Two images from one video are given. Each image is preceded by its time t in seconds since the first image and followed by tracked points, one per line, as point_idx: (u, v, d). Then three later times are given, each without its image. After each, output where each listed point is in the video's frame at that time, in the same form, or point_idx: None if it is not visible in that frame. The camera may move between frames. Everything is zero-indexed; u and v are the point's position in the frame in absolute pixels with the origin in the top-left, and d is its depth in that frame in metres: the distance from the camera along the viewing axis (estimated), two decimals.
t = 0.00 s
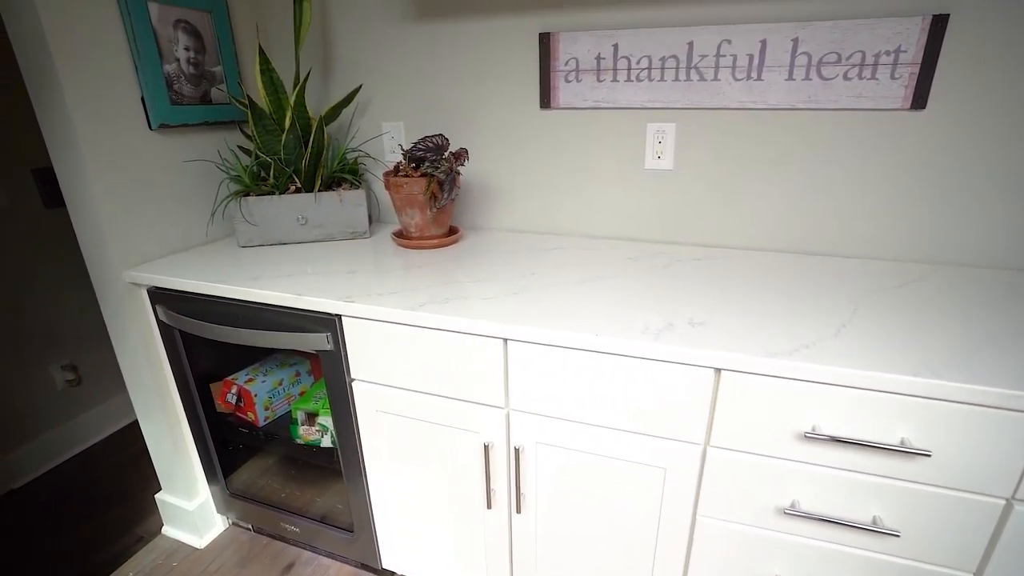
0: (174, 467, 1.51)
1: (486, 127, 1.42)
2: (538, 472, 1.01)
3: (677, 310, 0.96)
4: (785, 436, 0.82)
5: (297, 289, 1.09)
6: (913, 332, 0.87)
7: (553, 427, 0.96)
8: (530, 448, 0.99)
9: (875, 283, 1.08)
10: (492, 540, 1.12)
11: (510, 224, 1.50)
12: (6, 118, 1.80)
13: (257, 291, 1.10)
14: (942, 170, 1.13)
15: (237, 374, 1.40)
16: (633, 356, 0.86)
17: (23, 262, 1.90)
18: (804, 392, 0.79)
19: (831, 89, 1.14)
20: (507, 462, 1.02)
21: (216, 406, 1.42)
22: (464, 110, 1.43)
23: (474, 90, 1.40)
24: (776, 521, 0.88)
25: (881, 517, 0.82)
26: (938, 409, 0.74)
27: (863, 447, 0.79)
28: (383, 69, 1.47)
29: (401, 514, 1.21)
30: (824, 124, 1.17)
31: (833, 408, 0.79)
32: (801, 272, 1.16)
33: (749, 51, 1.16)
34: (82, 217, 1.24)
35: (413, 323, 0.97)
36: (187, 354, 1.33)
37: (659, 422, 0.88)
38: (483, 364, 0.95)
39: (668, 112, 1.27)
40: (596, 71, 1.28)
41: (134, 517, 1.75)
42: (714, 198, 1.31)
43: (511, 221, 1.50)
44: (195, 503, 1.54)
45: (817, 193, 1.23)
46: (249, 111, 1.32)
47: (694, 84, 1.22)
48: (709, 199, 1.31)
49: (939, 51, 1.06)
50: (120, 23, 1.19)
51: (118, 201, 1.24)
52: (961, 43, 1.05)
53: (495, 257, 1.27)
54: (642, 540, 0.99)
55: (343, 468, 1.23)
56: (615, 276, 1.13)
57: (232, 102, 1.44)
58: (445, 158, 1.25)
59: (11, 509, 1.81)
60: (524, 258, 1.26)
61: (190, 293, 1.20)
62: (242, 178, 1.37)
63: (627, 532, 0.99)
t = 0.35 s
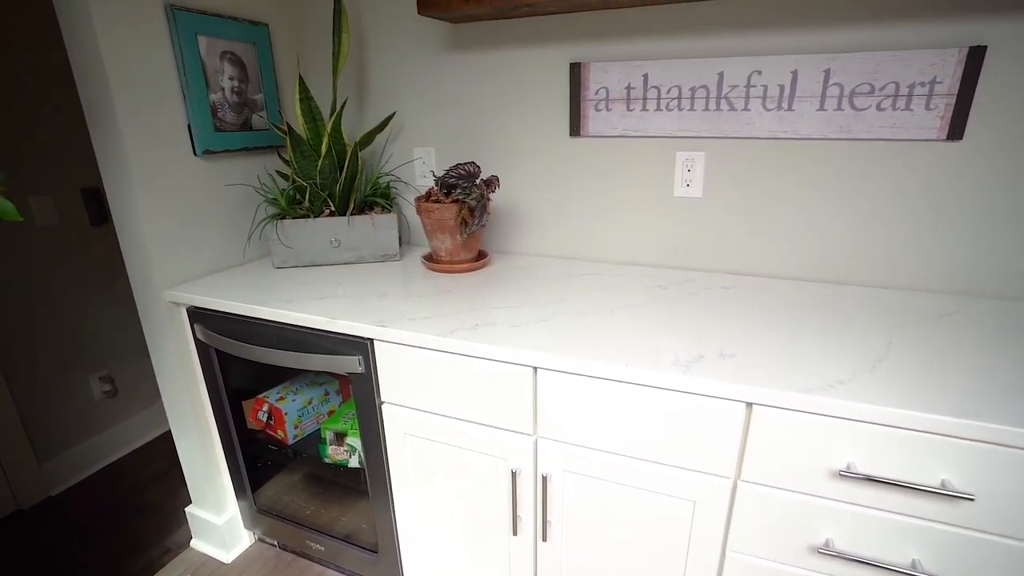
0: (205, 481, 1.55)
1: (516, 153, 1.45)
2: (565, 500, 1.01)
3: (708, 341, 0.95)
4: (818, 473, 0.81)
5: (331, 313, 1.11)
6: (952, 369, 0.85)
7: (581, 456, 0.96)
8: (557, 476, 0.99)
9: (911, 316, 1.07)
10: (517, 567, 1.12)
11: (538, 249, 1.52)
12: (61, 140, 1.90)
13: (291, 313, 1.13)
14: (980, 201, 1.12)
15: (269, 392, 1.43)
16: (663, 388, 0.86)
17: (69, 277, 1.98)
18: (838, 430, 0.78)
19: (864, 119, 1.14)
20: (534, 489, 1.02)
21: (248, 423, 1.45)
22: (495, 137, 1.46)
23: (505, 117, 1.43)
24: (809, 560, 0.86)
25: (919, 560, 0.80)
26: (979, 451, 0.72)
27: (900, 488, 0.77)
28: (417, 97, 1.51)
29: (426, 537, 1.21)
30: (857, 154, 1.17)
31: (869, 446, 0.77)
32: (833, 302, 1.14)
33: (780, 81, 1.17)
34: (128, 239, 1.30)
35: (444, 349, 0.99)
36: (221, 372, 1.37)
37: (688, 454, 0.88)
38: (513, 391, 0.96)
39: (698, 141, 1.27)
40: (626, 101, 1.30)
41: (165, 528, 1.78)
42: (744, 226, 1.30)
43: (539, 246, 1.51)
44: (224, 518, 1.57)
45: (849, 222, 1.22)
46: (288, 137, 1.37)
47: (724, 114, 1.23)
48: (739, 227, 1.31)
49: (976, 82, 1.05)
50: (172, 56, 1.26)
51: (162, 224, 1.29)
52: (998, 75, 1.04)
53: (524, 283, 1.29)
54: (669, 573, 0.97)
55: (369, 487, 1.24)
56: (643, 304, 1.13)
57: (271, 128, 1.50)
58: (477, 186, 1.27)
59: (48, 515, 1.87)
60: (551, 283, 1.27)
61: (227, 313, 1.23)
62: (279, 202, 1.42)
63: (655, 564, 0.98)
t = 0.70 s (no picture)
0: (228, 500, 1.57)
1: (538, 180, 1.47)
2: (585, 530, 1.01)
3: (731, 373, 0.95)
4: (844, 512, 0.80)
5: (356, 338, 1.14)
6: (983, 407, 0.83)
7: (602, 486, 0.96)
8: (578, 506, 0.99)
9: (940, 349, 1.05)
10: None
11: (559, 274, 1.53)
12: (100, 164, 1.98)
13: (317, 337, 1.15)
14: (1009, 233, 1.10)
15: (292, 412, 1.45)
16: (685, 421, 0.85)
17: (103, 294, 2.05)
18: (866, 468, 0.77)
19: (889, 150, 1.13)
20: (555, 518, 1.02)
21: (270, 443, 1.47)
22: (518, 164, 1.48)
23: (528, 145, 1.45)
24: None
25: None
26: (1015, 494, 0.71)
27: (930, 530, 0.76)
28: (442, 124, 1.54)
29: (445, 563, 1.21)
30: (882, 185, 1.16)
31: (897, 485, 0.76)
32: (858, 334, 1.13)
33: (802, 113, 1.17)
34: (163, 262, 1.34)
35: (467, 376, 1.00)
36: (246, 392, 1.39)
37: (711, 488, 0.87)
38: (535, 420, 0.97)
39: (719, 170, 1.28)
40: (648, 130, 1.31)
41: (186, 545, 1.81)
42: (766, 255, 1.30)
43: (561, 271, 1.52)
44: (244, 537, 1.59)
45: (874, 253, 1.21)
46: (317, 164, 1.41)
47: (746, 144, 1.24)
48: (761, 256, 1.30)
49: (1004, 114, 1.04)
50: (210, 87, 1.31)
51: (194, 247, 1.33)
52: None
53: (545, 309, 1.30)
54: None
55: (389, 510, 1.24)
56: (665, 334, 1.14)
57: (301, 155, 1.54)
58: (501, 214, 1.29)
59: (74, 528, 1.91)
60: (573, 310, 1.28)
61: (255, 336, 1.26)
62: (306, 226, 1.45)
63: None
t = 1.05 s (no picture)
0: (241, 522, 1.57)
1: (553, 206, 1.49)
2: (600, 561, 1.00)
3: (747, 404, 0.95)
4: (866, 549, 0.79)
5: (373, 363, 1.15)
6: (1007, 442, 0.82)
7: (617, 516, 0.95)
8: (593, 536, 0.99)
9: (961, 381, 1.04)
10: None
11: (573, 299, 1.54)
12: (125, 186, 2.03)
13: (335, 362, 1.17)
14: None
15: (307, 434, 1.46)
16: (703, 453, 0.85)
17: (124, 314, 2.09)
18: (888, 505, 0.76)
19: (905, 180, 1.14)
20: (570, 548, 1.02)
21: (285, 464, 1.47)
22: (534, 190, 1.50)
23: (543, 172, 1.48)
24: None
25: None
26: None
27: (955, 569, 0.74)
28: (459, 151, 1.57)
29: None
30: (898, 214, 1.16)
31: (920, 523, 0.75)
32: (876, 364, 1.12)
33: (817, 142, 1.18)
34: (185, 285, 1.37)
35: (483, 403, 1.01)
36: (264, 414, 1.41)
37: (728, 522, 0.87)
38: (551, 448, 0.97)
39: (734, 199, 1.29)
40: (663, 158, 1.33)
41: (199, 565, 1.81)
42: (782, 283, 1.30)
43: (575, 296, 1.53)
44: (257, 558, 1.59)
45: (892, 281, 1.20)
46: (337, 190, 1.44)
47: (761, 172, 1.25)
48: (777, 283, 1.30)
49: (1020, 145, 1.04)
50: (235, 116, 1.35)
51: (216, 271, 1.36)
52: None
53: (560, 335, 1.30)
54: None
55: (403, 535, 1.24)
56: (680, 362, 1.14)
57: (320, 180, 1.58)
58: (516, 241, 1.31)
59: (89, 546, 1.92)
60: (587, 337, 1.29)
61: (274, 359, 1.28)
62: (325, 251, 1.48)
63: None
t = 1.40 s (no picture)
0: (256, 539, 1.58)
1: (568, 228, 1.50)
2: None
3: (765, 432, 0.94)
4: None
5: (390, 386, 1.16)
6: None
7: (633, 544, 0.95)
8: (608, 563, 0.98)
9: (983, 410, 1.02)
10: None
11: (588, 321, 1.54)
12: (149, 206, 2.09)
13: (353, 384, 1.18)
14: None
15: (323, 454, 1.47)
16: (720, 481, 0.85)
17: (146, 330, 2.13)
18: (910, 539, 0.75)
19: (922, 206, 1.13)
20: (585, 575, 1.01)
21: (301, 483, 1.49)
22: (550, 212, 1.52)
23: (559, 195, 1.49)
24: None
25: None
26: None
27: None
28: (476, 174, 1.60)
29: None
30: (916, 240, 1.16)
31: (944, 559, 0.74)
32: (895, 391, 1.11)
33: (833, 168, 1.19)
34: (207, 306, 1.40)
35: (500, 428, 1.01)
36: (281, 433, 1.42)
37: (746, 552, 0.86)
38: (566, 473, 0.97)
39: (749, 223, 1.30)
40: (678, 183, 1.34)
41: None
42: (798, 307, 1.29)
43: (589, 318, 1.54)
44: None
45: (910, 307, 1.19)
46: (356, 213, 1.47)
47: (776, 197, 1.25)
48: (793, 308, 1.30)
49: None
50: (259, 140, 1.39)
51: (238, 292, 1.39)
52: None
53: (575, 358, 1.31)
54: None
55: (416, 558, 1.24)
56: (696, 387, 1.13)
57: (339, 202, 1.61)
58: (533, 264, 1.32)
59: (105, 560, 1.94)
60: (602, 360, 1.29)
61: (293, 380, 1.30)
62: (343, 272, 1.51)
63: None
